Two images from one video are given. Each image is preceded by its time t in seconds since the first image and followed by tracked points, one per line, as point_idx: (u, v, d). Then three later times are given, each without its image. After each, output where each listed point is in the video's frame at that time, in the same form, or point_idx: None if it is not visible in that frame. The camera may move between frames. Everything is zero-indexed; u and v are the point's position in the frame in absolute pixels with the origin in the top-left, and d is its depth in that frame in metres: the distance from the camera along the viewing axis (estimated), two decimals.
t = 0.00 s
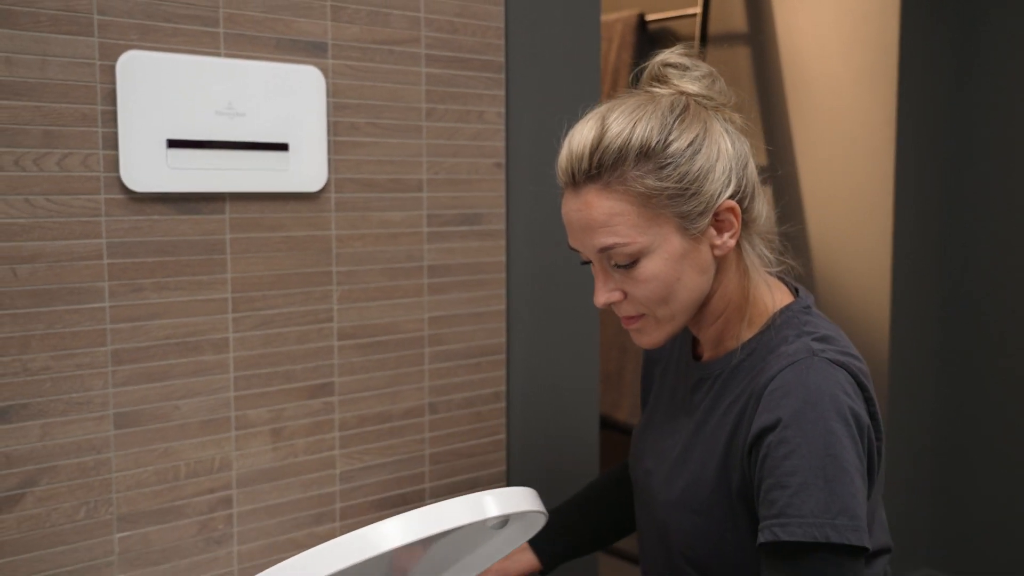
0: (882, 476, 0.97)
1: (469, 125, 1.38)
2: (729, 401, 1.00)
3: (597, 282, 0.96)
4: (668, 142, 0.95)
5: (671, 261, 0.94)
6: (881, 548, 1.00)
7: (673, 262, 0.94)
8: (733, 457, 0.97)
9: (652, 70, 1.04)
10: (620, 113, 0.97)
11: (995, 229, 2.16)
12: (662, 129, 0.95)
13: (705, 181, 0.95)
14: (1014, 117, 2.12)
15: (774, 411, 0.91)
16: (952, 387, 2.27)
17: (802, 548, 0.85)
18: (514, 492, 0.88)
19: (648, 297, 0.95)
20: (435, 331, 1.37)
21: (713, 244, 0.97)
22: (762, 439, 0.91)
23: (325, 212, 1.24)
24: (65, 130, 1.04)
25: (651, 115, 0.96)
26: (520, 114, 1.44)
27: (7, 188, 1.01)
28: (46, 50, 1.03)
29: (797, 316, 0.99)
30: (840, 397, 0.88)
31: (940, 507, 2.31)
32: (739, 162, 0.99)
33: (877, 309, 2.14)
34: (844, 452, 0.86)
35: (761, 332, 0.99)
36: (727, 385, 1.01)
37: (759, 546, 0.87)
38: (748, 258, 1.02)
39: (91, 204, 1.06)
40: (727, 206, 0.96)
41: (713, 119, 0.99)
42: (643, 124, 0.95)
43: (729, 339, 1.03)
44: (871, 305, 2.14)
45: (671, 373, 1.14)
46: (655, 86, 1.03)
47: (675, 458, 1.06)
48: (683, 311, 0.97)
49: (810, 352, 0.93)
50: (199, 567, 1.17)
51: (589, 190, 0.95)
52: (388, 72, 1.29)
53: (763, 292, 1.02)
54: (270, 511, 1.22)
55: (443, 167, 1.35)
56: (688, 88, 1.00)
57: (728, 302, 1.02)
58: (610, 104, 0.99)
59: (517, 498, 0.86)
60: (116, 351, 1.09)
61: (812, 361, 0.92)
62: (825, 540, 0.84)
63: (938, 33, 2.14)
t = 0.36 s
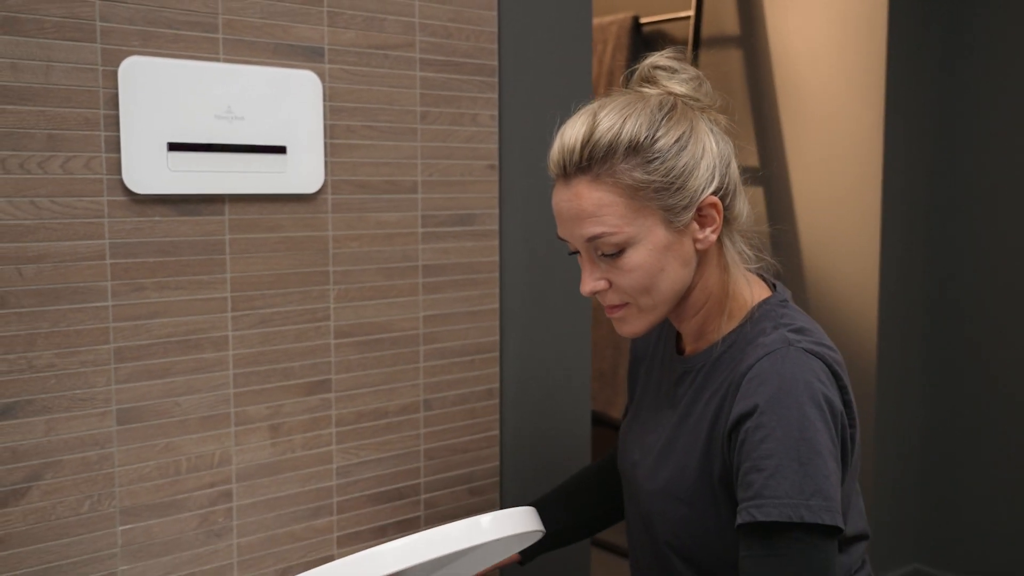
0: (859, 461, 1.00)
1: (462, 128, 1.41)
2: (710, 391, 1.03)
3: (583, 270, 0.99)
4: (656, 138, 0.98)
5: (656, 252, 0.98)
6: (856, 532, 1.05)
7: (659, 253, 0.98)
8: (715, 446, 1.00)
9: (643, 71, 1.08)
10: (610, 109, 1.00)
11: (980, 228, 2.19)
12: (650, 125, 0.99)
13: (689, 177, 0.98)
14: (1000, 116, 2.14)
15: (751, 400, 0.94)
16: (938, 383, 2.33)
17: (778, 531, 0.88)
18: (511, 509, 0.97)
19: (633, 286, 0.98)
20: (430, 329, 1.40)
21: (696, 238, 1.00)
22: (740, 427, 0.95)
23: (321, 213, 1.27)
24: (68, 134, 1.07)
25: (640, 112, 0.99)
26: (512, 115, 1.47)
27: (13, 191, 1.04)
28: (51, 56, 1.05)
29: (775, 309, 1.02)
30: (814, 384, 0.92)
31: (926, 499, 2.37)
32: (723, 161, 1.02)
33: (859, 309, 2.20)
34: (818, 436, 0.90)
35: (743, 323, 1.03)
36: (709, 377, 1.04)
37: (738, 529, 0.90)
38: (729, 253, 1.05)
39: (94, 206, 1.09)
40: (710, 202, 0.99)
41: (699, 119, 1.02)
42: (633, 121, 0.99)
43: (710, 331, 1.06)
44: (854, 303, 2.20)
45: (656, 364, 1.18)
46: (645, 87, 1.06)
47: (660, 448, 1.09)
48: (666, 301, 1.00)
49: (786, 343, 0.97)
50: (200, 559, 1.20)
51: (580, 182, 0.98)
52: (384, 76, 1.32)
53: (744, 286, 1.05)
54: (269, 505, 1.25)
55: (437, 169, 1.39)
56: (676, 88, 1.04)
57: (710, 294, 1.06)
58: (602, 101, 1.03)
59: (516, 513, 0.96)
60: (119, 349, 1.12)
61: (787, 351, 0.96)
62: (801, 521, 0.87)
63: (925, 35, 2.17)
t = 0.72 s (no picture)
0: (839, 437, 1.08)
1: (456, 131, 1.44)
2: (699, 369, 1.13)
3: (636, 197, 1.17)
4: (709, 109, 1.21)
5: (698, 197, 1.18)
6: (837, 510, 1.12)
7: (699, 199, 1.18)
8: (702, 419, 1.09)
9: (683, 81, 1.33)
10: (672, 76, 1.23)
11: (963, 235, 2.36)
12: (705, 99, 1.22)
13: (725, 150, 1.22)
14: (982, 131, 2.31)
15: (734, 370, 1.02)
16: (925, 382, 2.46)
17: (762, 488, 0.95)
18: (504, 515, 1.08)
19: (671, 218, 1.17)
20: (424, 327, 1.43)
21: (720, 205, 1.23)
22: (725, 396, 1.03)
23: (318, 214, 1.30)
24: (72, 137, 1.10)
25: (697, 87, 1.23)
26: (505, 119, 1.50)
27: (18, 193, 1.07)
28: (54, 62, 1.08)
29: (758, 292, 1.16)
30: (794, 352, 1.00)
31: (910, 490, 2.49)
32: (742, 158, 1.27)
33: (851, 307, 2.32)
34: (798, 400, 0.97)
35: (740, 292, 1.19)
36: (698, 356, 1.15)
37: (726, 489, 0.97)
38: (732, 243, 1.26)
39: (96, 207, 1.12)
40: (735, 177, 1.23)
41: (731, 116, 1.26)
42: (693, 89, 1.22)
43: (717, 295, 1.21)
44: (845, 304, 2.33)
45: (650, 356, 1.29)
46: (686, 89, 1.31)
47: (652, 429, 1.18)
48: (698, 244, 1.18)
49: (767, 319, 1.06)
50: (200, 551, 1.23)
51: (648, 120, 1.18)
52: (379, 81, 1.35)
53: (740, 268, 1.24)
54: (268, 498, 1.28)
55: (432, 171, 1.42)
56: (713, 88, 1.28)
57: (716, 263, 1.22)
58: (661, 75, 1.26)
59: (509, 519, 1.06)
60: (121, 346, 1.15)
61: (768, 326, 1.05)
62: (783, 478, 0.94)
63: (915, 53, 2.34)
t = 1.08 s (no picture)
0: (825, 417, 1.23)
1: (450, 132, 1.48)
2: (695, 350, 1.25)
3: (642, 187, 1.26)
4: (712, 109, 1.30)
5: (698, 190, 1.27)
6: (823, 483, 1.26)
7: (699, 192, 1.27)
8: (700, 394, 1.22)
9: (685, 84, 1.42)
10: (678, 77, 1.31)
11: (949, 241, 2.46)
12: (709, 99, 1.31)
13: (725, 148, 1.31)
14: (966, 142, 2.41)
15: (728, 345, 1.18)
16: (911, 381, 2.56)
17: (746, 441, 1.10)
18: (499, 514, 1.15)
19: (673, 207, 1.25)
20: (419, 324, 1.46)
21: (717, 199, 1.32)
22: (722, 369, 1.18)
23: (315, 214, 1.34)
24: (76, 140, 1.13)
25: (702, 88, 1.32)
26: (498, 123, 1.54)
27: (23, 194, 1.11)
28: (59, 67, 1.12)
29: (749, 278, 1.28)
30: (786, 334, 1.16)
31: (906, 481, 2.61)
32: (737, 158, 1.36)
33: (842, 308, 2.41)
34: (786, 374, 1.13)
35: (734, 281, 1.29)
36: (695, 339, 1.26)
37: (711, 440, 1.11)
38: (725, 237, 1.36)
39: (100, 207, 1.16)
40: (732, 174, 1.32)
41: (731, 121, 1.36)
42: (698, 89, 1.30)
43: (711, 283, 1.31)
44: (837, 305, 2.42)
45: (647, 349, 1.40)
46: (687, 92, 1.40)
47: (651, 407, 1.29)
48: (696, 234, 1.27)
49: (758, 301, 1.21)
50: (200, 542, 1.27)
51: (656, 115, 1.27)
52: (375, 84, 1.38)
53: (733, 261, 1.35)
54: (266, 490, 1.32)
55: (426, 172, 1.45)
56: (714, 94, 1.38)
57: (712, 252, 1.32)
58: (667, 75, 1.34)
59: (503, 519, 1.13)
60: (123, 342, 1.19)
61: (760, 309, 1.20)
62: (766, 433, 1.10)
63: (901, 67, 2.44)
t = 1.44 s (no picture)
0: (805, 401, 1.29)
1: (445, 132, 1.52)
2: (683, 348, 1.29)
3: (625, 192, 1.30)
4: (691, 118, 1.35)
5: (678, 195, 1.31)
6: (807, 464, 1.32)
7: (679, 197, 1.31)
8: (689, 388, 1.27)
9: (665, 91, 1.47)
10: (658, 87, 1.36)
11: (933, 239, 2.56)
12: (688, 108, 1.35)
13: (703, 155, 1.35)
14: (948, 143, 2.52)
15: (713, 339, 1.23)
16: (896, 374, 2.66)
17: (734, 426, 1.14)
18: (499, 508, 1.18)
19: (654, 211, 1.30)
20: (414, 319, 1.50)
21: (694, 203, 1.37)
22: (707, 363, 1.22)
23: (313, 212, 1.38)
24: (81, 140, 1.17)
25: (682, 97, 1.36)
26: (492, 124, 1.58)
27: (30, 192, 1.14)
28: (65, 69, 1.15)
29: (730, 273, 1.33)
30: (767, 322, 1.21)
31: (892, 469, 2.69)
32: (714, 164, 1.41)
33: (830, 305, 2.49)
34: (768, 360, 1.18)
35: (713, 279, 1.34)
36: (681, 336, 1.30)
37: (698, 428, 1.16)
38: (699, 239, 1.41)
39: (104, 205, 1.19)
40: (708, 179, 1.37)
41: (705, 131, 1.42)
42: (678, 99, 1.35)
43: (692, 281, 1.35)
44: (822, 299, 2.51)
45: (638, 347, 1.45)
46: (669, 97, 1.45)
47: (642, 405, 1.33)
48: (676, 236, 1.32)
49: (740, 297, 1.26)
50: (202, 530, 1.30)
51: (638, 124, 1.31)
52: (371, 85, 1.42)
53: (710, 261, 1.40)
54: (266, 480, 1.36)
55: (421, 170, 1.49)
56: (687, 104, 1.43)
57: (690, 253, 1.37)
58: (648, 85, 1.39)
59: (501, 513, 1.16)
60: (128, 336, 1.23)
61: (742, 304, 1.25)
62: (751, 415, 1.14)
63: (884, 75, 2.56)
